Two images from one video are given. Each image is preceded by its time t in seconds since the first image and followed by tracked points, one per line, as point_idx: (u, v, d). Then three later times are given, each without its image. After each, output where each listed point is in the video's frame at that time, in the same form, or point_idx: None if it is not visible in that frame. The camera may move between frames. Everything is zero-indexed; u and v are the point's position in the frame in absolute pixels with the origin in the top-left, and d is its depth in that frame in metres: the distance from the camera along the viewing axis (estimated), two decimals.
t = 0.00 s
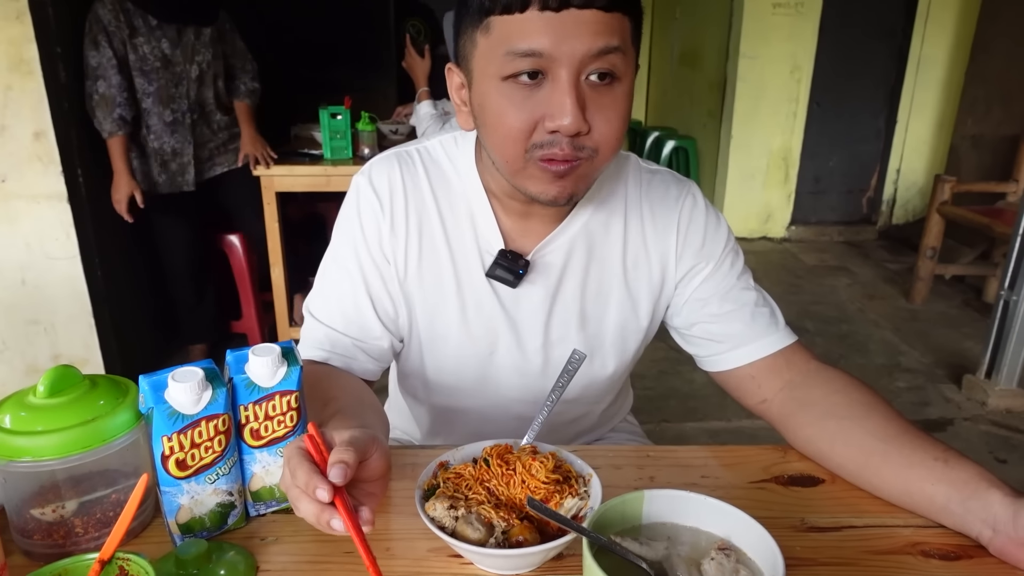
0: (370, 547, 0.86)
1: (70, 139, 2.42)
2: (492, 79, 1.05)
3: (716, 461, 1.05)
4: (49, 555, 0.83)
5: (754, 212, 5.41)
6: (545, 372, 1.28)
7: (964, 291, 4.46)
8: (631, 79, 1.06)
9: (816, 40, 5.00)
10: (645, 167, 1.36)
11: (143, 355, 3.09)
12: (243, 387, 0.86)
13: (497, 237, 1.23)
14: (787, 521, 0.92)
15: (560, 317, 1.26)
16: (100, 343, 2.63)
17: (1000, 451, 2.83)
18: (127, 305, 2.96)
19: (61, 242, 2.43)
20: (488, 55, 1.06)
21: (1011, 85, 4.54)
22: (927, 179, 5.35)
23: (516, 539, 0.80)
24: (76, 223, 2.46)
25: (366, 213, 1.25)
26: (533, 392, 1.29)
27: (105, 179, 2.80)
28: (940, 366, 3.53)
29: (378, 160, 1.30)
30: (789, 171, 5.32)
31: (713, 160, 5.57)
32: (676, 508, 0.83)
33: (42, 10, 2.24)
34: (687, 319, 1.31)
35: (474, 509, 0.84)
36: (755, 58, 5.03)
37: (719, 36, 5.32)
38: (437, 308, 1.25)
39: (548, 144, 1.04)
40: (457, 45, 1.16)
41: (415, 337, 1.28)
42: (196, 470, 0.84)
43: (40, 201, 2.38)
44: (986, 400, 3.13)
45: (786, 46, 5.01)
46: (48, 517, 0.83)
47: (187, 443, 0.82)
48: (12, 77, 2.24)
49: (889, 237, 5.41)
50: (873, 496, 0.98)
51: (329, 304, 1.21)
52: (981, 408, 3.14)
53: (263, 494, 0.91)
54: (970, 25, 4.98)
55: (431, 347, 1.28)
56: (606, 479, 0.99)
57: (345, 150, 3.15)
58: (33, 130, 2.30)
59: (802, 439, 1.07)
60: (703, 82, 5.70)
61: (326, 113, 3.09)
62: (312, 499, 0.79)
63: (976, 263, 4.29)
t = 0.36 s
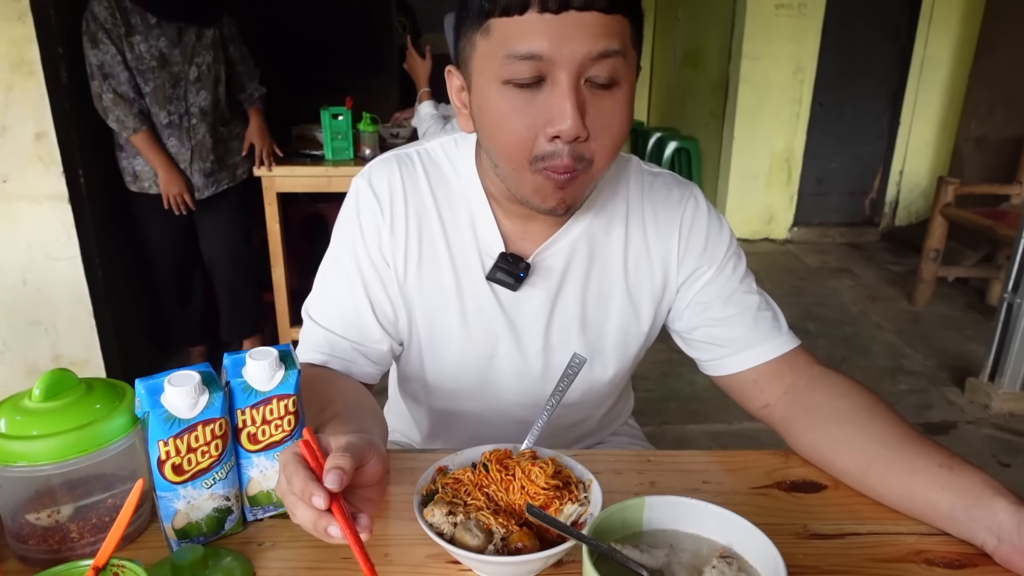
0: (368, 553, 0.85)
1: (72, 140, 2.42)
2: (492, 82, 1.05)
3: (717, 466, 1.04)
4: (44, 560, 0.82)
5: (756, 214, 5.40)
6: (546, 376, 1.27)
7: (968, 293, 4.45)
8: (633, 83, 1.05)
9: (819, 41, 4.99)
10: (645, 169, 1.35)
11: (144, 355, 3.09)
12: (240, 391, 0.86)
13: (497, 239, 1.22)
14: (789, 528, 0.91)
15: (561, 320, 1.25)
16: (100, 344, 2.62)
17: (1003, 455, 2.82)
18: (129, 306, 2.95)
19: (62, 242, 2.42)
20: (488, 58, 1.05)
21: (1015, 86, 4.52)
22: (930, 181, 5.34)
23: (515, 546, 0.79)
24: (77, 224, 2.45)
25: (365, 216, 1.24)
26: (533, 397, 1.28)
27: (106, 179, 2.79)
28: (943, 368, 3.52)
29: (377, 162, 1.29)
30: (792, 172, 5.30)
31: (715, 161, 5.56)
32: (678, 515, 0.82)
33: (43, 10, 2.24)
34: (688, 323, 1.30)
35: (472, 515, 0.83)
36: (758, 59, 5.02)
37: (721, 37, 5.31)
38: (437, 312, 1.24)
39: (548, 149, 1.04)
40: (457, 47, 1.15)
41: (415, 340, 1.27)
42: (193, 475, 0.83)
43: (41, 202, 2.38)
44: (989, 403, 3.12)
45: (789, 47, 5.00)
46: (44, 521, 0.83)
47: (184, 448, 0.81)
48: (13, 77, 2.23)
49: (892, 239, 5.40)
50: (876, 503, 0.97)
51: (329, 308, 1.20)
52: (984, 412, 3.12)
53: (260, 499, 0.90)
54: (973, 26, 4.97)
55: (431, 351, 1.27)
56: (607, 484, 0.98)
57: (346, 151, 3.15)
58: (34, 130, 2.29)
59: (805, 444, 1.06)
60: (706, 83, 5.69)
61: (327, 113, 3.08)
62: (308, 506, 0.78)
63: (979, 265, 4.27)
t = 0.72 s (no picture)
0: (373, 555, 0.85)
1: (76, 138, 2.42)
2: (496, 81, 1.04)
3: (724, 467, 1.03)
4: (47, 561, 0.82)
5: (760, 213, 5.38)
6: (550, 377, 1.27)
7: (973, 292, 4.43)
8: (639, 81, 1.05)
9: (824, 40, 4.97)
10: (650, 168, 1.34)
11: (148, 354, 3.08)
12: (244, 391, 0.85)
13: (502, 239, 1.22)
14: (796, 530, 0.91)
15: (566, 320, 1.24)
16: (104, 342, 2.62)
17: (1009, 455, 2.80)
18: (133, 305, 2.95)
19: (66, 241, 2.42)
20: (493, 57, 1.04)
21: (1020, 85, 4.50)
22: (935, 180, 5.32)
23: (521, 548, 0.79)
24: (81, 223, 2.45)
25: (370, 216, 1.24)
26: (538, 398, 1.28)
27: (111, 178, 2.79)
28: (948, 368, 3.50)
29: (382, 162, 1.29)
30: (796, 171, 5.29)
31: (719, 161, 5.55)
32: (685, 517, 0.81)
33: (47, 10, 2.24)
34: (694, 323, 1.30)
35: (478, 517, 0.82)
36: (762, 59, 5.00)
37: (726, 36, 5.30)
38: (442, 312, 1.24)
39: (553, 149, 1.03)
40: (462, 45, 1.14)
41: (420, 341, 1.27)
42: (196, 476, 0.83)
43: (45, 200, 2.38)
44: (995, 403, 3.10)
45: (793, 47, 4.98)
46: (47, 522, 0.82)
47: (187, 448, 0.81)
48: (17, 76, 2.23)
49: (897, 238, 5.38)
50: (883, 505, 0.96)
51: (334, 310, 1.20)
52: (990, 411, 3.11)
53: (264, 500, 0.90)
54: (978, 25, 4.95)
55: (436, 352, 1.27)
56: (613, 486, 0.97)
57: (350, 150, 3.16)
58: (38, 129, 2.29)
59: (812, 445, 1.05)
60: (710, 82, 5.67)
61: (331, 113, 3.07)
62: (312, 507, 0.77)
63: (985, 264, 4.25)
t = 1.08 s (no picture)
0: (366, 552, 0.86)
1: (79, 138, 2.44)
2: (490, 83, 1.05)
3: (717, 466, 1.03)
4: (45, 556, 0.83)
5: (763, 213, 5.38)
6: (545, 376, 1.27)
7: (975, 292, 4.42)
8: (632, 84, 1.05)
9: (827, 40, 4.96)
10: (646, 169, 1.34)
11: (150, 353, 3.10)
12: (239, 390, 0.86)
13: (497, 239, 1.23)
14: (787, 529, 0.91)
15: (561, 320, 1.25)
16: (107, 341, 2.64)
17: (1010, 455, 2.79)
18: (135, 304, 2.97)
19: (70, 240, 2.44)
20: (486, 59, 1.05)
21: None
22: (938, 179, 5.31)
23: (511, 545, 0.79)
24: (84, 222, 2.47)
25: (366, 217, 1.24)
26: (533, 398, 1.28)
27: (115, 179, 2.81)
28: (950, 368, 3.50)
29: (379, 162, 1.30)
30: (799, 171, 5.29)
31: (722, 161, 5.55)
32: (674, 515, 0.82)
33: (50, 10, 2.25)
34: (689, 323, 1.30)
35: (469, 515, 0.83)
36: (764, 59, 5.00)
37: (728, 36, 5.30)
38: (438, 313, 1.25)
39: (546, 151, 1.04)
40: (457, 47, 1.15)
41: (416, 341, 1.28)
42: (191, 473, 0.84)
43: (48, 200, 2.39)
44: (996, 403, 3.09)
45: (796, 46, 4.97)
46: (44, 518, 0.84)
47: (182, 446, 0.82)
48: (21, 76, 2.24)
49: (899, 238, 5.37)
50: (874, 504, 0.97)
51: (331, 309, 1.21)
52: (991, 411, 3.10)
53: (259, 497, 0.91)
54: (981, 25, 4.93)
55: (432, 352, 1.27)
56: (605, 485, 0.98)
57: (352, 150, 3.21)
58: (42, 130, 2.31)
59: (805, 445, 1.06)
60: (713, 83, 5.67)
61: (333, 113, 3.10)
62: (305, 506, 0.78)
63: (987, 264, 4.25)
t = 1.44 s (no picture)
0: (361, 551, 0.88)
1: (82, 143, 2.47)
2: (473, 89, 1.08)
3: (707, 467, 1.05)
4: (48, 554, 0.86)
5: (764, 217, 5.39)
6: (540, 380, 1.29)
7: (975, 296, 4.43)
8: (614, 94, 1.07)
9: (827, 43, 4.98)
10: (639, 175, 1.36)
11: (153, 356, 3.12)
12: (238, 392, 0.88)
13: (492, 244, 1.25)
14: (774, 529, 0.93)
15: (555, 324, 1.27)
16: (110, 344, 2.67)
17: (1008, 458, 2.81)
18: (139, 307, 2.99)
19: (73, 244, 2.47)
20: (471, 66, 1.08)
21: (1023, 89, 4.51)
22: (938, 183, 5.32)
23: (503, 544, 0.81)
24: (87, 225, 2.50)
25: (364, 223, 1.26)
26: (528, 400, 1.30)
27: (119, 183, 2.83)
28: (949, 371, 3.51)
29: (377, 168, 1.32)
30: (799, 175, 5.30)
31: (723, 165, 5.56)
32: (663, 515, 0.84)
33: (54, 16, 2.28)
34: (682, 327, 1.32)
35: (462, 514, 0.85)
36: (764, 63, 5.01)
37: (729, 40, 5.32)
38: (434, 317, 1.27)
39: (524, 157, 1.06)
40: (450, 55, 1.18)
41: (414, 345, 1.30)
42: (191, 473, 0.86)
43: (53, 204, 2.42)
44: (995, 407, 3.11)
45: (796, 50, 4.99)
46: (48, 516, 0.86)
47: (183, 446, 0.84)
48: (25, 82, 2.27)
49: (900, 241, 5.39)
50: (861, 504, 0.98)
51: (330, 313, 1.23)
52: (990, 415, 3.12)
53: (257, 497, 0.93)
54: (981, 28, 4.95)
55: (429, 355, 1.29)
56: (597, 486, 1.00)
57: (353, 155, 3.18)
58: (46, 134, 2.34)
59: (794, 447, 1.07)
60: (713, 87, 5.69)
61: (334, 118, 3.13)
62: (301, 509, 0.80)
63: (987, 268, 4.26)
